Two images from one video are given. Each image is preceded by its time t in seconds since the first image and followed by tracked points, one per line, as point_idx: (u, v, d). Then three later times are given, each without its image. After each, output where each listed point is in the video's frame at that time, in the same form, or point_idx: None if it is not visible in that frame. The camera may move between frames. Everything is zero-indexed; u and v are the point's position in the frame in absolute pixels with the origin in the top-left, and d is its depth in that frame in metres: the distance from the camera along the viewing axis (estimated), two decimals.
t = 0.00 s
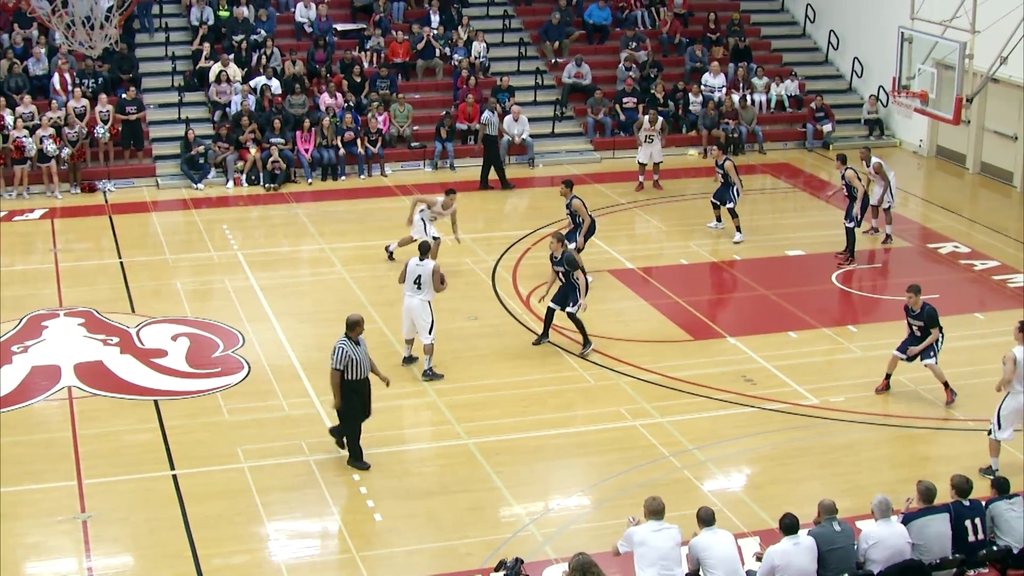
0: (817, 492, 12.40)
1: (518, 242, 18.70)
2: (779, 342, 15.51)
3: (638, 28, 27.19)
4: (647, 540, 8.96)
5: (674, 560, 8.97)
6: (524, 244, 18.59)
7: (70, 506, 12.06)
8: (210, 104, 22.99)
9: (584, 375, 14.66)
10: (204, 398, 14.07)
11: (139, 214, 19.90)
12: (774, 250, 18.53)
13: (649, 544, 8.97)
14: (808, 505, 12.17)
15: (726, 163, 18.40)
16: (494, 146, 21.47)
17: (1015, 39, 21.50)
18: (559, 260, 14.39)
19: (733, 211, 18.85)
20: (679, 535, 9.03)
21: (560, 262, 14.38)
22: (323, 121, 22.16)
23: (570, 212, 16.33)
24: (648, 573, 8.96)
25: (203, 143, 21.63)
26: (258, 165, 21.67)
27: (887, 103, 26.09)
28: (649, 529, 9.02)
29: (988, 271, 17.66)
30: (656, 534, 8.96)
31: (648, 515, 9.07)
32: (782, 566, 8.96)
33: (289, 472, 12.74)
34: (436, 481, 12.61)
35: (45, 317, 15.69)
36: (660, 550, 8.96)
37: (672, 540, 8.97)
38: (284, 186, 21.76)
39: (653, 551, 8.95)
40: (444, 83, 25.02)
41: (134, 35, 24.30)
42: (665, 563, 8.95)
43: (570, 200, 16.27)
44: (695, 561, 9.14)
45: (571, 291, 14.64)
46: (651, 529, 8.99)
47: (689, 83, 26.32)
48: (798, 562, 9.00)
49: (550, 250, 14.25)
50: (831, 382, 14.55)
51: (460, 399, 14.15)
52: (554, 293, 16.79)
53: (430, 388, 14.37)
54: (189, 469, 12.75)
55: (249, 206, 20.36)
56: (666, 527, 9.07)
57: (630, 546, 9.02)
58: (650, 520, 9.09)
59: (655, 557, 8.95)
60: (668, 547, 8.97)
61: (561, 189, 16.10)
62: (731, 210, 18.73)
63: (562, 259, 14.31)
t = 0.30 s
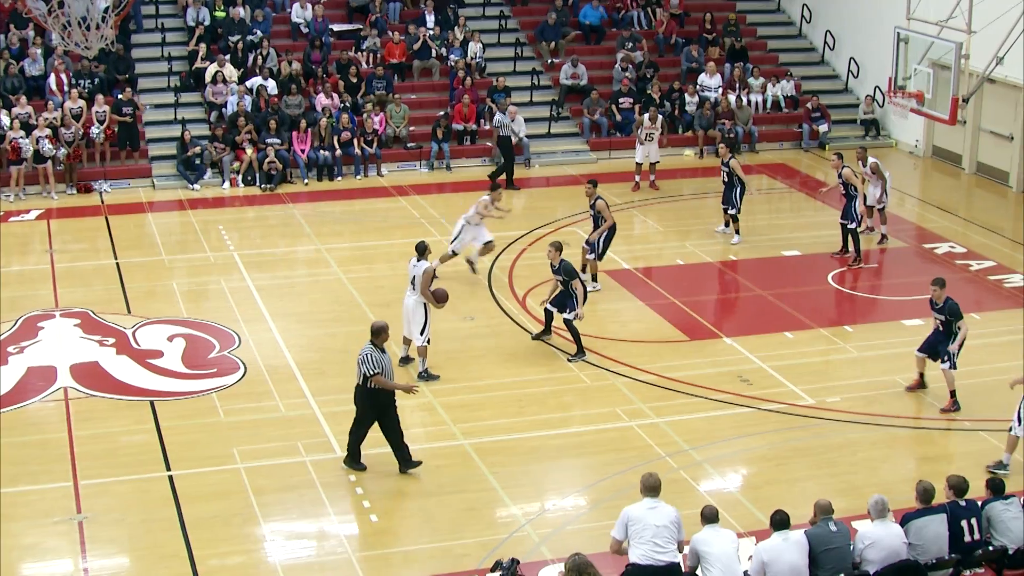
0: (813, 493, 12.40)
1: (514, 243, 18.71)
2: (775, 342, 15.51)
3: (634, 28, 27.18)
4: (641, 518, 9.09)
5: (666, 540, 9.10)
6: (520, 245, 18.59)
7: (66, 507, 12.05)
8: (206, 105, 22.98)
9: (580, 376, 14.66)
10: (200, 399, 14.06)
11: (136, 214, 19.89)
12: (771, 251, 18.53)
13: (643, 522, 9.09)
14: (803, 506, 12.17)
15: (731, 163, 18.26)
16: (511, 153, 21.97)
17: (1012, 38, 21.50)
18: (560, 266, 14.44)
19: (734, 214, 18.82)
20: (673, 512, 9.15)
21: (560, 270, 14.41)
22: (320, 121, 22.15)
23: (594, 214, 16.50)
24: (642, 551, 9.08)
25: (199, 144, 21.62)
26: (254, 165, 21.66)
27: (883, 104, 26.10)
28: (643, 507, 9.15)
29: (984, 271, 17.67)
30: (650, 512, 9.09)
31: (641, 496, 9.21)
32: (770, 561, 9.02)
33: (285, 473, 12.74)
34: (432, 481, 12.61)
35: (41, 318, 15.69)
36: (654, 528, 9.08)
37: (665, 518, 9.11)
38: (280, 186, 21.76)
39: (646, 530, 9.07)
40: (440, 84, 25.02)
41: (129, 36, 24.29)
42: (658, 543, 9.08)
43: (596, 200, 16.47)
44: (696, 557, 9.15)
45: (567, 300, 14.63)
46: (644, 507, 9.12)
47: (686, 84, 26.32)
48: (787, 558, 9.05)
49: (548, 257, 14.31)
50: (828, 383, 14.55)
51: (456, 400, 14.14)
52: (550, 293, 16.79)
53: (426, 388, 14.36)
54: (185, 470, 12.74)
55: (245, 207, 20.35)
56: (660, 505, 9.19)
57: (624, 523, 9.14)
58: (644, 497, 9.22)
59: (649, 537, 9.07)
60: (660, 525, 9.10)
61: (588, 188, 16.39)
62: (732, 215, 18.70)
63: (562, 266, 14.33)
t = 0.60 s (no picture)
0: (800, 495, 12.41)
1: (501, 246, 18.71)
2: (761, 345, 15.52)
3: (621, 30, 27.19)
4: (629, 503, 9.10)
5: (652, 522, 9.16)
6: (507, 248, 18.59)
7: (52, 511, 12.03)
8: (192, 109, 22.96)
9: (566, 379, 14.66)
10: (187, 403, 14.05)
11: (122, 218, 19.87)
12: (757, 253, 18.54)
13: (630, 505, 9.12)
14: (790, 508, 12.18)
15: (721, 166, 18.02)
16: (509, 151, 21.85)
17: (998, 41, 21.53)
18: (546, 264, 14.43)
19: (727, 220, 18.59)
20: (661, 491, 9.16)
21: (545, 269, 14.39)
22: (306, 125, 22.15)
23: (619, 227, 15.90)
24: (628, 531, 9.17)
25: (185, 148, 21.60)
26: (241, 169, 21.64)
27: (869, 106, 26.14)
28: (631, 486, 9.14)
29: (970, 273, 17.69)
30: (638, 496, 9.10)
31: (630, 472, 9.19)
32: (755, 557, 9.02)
33: (272, 477, 12.73)
34: (419, 484, 12.60)
35: (28, 322, 15.67)
36: (640, 512, 9.13)
37: (652, 501, 9.13)
38: (267, 190, 21.76)
39: (634, 513, 9.12)
40: (426, 87, 25.01)
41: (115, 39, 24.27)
42: (643, 525, 9.15)
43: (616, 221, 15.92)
44: (686, 558, 9.16)
45: (553, 300, 14.60)
46: (632, 489, 9.11)
47: (672, 86, 26.34)
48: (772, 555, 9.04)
49: (532, 259, 14.31)
50: (814, 385, 14.56)
51: (443, 403, 14.14)
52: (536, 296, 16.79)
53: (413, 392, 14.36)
54: (172, 475, 12.73)
55: (232, 210, 20.33)
56: (648, 483, 9.18)
57: (612, 503, 9.17)
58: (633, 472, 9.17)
59: (636, 520, 9.13)
60: (647, 508, 9.14)
61: (607, 200, 15.76)
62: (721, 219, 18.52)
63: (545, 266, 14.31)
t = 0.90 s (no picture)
0: (790, 496, 12.43)
1: (491, 248, 18.71)
2: (751, 347, 15.53)
3: (610, 33, 27.19)
4: (619, 498, 9.16)
5: (640, 515, 9.24)
6: (497, 251, 18.59)
7: (43, 515, 12.02)
8: (181, 112, 22.94)
9: (556, 381, 14.66)
10: (178, 406, 14.04)
11: (111, 222, 19.85)
12: (747, 255, 18.56)
13: (619, 500, 9.17)
14: (780, 509, 12.20)
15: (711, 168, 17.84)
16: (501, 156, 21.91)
17: (986, 44, 21.58)
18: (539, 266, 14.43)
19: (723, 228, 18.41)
20: (650, 483, 9.20)
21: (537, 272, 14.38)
22: (295, 128, 22.13)
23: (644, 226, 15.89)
24: (617, 523, 9.25)
25: (175, 151, 21.57)
26: (230, 172, 21.62)
27: (858, 108, 26.16)
28: (620, 480, 9.18)
29: (960, 275, 17.71)
30: (627, 491, 9.15)
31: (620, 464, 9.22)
32: (747, 564, 9.02)
33: (262, 480, 12.73)
34: (410, 488, 12.61)
35: (17, 326, 15.65)
36: (629, 506, 9.20)
37: (641, 495, 9.19)
38: (256, 193, 21.75)
39: (624, 507, 9.19)
40: (416, 90, 25.01)
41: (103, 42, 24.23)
42: (631, 518, 9.24)
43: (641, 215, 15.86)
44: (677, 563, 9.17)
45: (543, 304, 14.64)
46: (621, 484, 9.15)
47: (662, 89, 26.36)
48: (764, 562, 9.04)
49: (521, 262, 14.27)
50: (804, 387, 14.57)
51: (433, 406, 14.14)
52: (525, 299, 16.80)
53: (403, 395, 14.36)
54: (163, 478, 12.73)
55: (221, 214, 20.32)
56: (638, 476, 9.20)
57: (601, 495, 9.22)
58: (622, 466, 9.18)
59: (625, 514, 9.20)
60: (636, 502, 9.20)
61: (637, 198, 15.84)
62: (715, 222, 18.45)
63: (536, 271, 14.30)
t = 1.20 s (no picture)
0: (784, 496, 12.43)
1: (484, 248, 18.70)
2: (746, 346, 15.53)
3: (604, 33, 27.20)
4: (613, 496, 9.14)
5: (633, 512, 9.22)
6: (491, 250, 18.59)
7: (38, 515, 12.01)
8: (175, 112, 22.92)
9: (551, 381, 14.65)
10: (172, 406, 14.04)
11: (103, 222, 19.84)
12: (741, 255, 18.56)
13: (613, 498, 9.15)
14: (774, 508, 12.21)
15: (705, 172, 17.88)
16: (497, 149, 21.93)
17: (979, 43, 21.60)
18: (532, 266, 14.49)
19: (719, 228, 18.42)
20: (644, 479, 9.17)
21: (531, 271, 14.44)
22: (289, 128, 22.12)
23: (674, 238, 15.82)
24: (611, 520, 9.23)
25: (168, 151, 21.55)
26: (223, 172, 21.62)
27: (852, 108, 26.17)
28: (614, 476, 9.16)
29: (955, 274, 17.72)
30: (622, 488, 9.13)
31: (613, 461, 9.19)
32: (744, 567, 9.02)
33: (257, 480, 12.72)
34: (405, 487, 12.60)
35: (11, 326, 15.63)
36: (623, 502, 9.18)
37: (634, 491, 9.17)
38: (249, 193, 21.75)
39: (619, 503, 9.17)
40: (410, 90, 25.00)
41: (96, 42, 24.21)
42: (624, 515, 9.22)
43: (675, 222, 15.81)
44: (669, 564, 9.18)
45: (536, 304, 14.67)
46: (616, 481, 9.13)
47: (656, 89, 26.37)
48: (762, 564, 9.05)
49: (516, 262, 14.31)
50: (799, 386, 14.58)
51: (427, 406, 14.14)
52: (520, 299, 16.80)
53: (398, 394, 14.35)
54: (157, 478, 12.72)
55: (214, 214, 20.31)
56: (630, 471, 9.18)
57: (594, 492, 9.19)
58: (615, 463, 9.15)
59: (619, 510, 9.18)
60: (628, 498, 9.19)
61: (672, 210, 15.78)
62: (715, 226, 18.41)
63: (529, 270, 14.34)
